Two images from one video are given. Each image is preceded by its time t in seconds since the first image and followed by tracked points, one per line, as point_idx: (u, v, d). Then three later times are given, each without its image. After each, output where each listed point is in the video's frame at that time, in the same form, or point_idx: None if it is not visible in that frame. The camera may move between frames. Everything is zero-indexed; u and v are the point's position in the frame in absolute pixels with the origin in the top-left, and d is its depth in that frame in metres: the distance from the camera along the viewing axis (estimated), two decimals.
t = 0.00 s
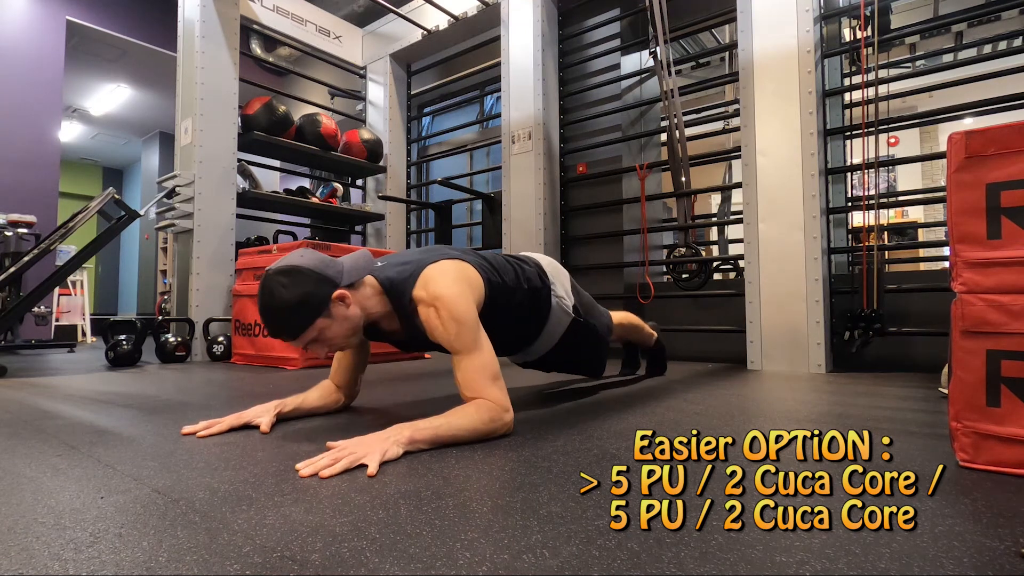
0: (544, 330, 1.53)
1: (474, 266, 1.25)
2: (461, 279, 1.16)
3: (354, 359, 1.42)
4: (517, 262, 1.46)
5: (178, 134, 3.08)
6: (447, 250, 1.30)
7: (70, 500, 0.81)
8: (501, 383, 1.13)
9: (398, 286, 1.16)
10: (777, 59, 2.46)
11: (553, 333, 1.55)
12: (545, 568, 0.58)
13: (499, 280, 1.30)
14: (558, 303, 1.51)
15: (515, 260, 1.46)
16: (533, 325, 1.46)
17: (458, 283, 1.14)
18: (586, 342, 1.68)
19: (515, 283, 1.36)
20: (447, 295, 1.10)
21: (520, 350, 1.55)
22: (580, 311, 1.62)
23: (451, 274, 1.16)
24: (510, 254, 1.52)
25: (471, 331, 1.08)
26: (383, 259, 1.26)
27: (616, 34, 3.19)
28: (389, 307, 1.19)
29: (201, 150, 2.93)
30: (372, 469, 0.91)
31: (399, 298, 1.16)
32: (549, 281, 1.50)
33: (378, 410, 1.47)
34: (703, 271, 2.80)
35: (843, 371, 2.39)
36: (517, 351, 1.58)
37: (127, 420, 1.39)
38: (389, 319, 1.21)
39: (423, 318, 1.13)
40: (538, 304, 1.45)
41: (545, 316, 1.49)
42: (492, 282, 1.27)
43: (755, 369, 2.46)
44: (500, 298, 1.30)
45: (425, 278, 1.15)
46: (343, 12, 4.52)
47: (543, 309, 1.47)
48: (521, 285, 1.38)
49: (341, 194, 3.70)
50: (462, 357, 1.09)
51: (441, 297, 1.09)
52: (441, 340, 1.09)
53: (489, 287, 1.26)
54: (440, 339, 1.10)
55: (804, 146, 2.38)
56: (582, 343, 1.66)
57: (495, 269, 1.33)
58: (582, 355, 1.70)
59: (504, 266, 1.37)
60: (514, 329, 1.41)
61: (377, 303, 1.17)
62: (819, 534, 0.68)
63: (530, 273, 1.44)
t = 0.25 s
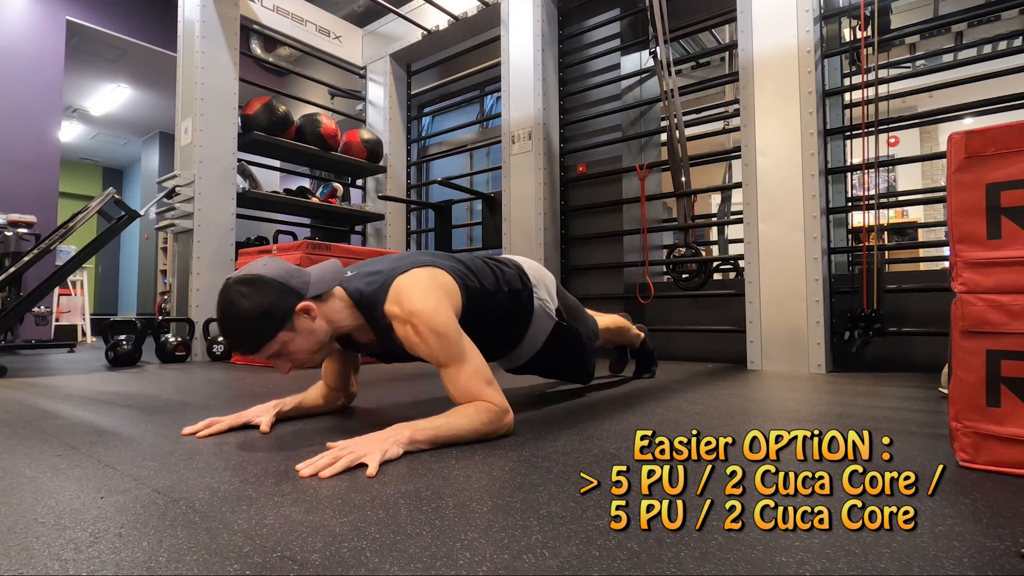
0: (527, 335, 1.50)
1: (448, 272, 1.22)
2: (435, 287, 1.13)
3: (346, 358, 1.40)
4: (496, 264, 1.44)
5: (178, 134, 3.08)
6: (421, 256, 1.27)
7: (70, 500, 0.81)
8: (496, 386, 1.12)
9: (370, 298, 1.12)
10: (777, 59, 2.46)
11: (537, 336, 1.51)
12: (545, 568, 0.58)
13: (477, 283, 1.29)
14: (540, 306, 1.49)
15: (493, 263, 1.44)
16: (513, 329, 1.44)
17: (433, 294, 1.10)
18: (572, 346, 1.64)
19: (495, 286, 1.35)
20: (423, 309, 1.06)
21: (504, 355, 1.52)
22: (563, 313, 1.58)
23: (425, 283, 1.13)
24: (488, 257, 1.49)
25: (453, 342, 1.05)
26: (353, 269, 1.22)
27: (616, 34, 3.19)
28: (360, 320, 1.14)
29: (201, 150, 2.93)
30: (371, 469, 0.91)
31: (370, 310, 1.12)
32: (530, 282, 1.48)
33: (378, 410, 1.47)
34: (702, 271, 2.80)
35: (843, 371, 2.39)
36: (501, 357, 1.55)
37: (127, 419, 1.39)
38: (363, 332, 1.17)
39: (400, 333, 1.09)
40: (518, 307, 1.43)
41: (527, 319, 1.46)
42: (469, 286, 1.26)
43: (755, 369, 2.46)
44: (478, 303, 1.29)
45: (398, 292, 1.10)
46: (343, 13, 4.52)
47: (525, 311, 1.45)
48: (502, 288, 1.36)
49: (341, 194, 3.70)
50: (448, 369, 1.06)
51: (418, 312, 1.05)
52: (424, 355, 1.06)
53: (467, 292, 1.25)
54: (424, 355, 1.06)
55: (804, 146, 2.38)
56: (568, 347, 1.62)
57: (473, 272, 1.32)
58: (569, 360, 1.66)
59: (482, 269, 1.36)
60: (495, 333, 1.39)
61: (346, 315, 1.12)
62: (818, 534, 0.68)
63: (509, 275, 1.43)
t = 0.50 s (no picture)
0: (512, 355, 1.48)
1: (424, 295, 1.20)
2: (413, 309, 1.11)
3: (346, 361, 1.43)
4: (479, 285, 1.42)
5: (178, 134, 3.08)
6: (398, 279, 1.24)
7: (69, 500, 0.81)
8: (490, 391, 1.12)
9: (343, 326, 1.09)
10: (777, 59, 2.46)
11: (523, 356, 1.49)
12: (545, 568, 0.58)
13: (457, 306, 1.28)
14: (528, 327, 1.46)
15: (477, 284, 1.42)
16: (497, 351, 1.42)
17: (410, 315, 1.08)
18: (559, 362, 1.62)
19: (477, 309, 1.33)
20: (400, 333, 1.02)
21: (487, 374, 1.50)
22: (552, 331, 1.56)
23: (401, 306, 1.10)
24: (472, 277, 1.47)
25: (436, 360, 1.03)
26: (327, 294, 1.19)
27: (616, 34, 3.19)
28: (333, 348, 1.12)
29: (201, 150, 2.93)
30: (372, 469, 0.91)
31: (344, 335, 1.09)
32: (514, 304, 1.45)
33: (377, 410, 1.47)
34: (702, 271, 2.81)
35: (843, 371, 2.39)
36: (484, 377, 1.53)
37: (127, 420, 1.39)
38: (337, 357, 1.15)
39: (376, 356, 1.06)
40: (502, 329, 1.41)
41: (511, 341, 1.44)
42: (449, 310, 1.24)
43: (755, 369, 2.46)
44: (459, 326, 1.27)
45: (374, 318, 1.07)
46: (343, 13, 4.52)
47: (510, 333, 1.43)
48: (485, 311, 1.35)
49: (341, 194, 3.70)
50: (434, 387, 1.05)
51: (394, 338, 1.02)
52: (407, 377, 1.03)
53: (446, 315, 1.23)
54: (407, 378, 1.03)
55: (804, 146, 2.38)
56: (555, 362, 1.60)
57: (453, 295, 1.30)
58: (557, 375, 1.64)
59: (464, 291, 1.34)
60: (476, 356, 1.37)
61: (317, 342, 1.09)
62: (818, 534, 0.68)
63: (493, 297, 1.41)
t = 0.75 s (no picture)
0: (520, 357, 1.49)
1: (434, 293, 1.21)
2: (421, 304, 1.13)
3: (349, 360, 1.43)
4: (488, 287, 1.42)
5: (178, 134, 3.08)
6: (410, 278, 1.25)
7: (69, 500, 0.81)
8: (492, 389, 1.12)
9: (355, 320, 1.10)
10: (777, 59, 2.46)
11: (530, 357, 1.50)
12: (545, 568, 0.58)
13: (467, 307, 1.28)
14: (534, 329, 1.47)
15: (485, 286, 1.42)
16: (506, 352, 1.42)
17: (417, 309, 1.10)
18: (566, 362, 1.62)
19: (487, 310, 1.33)
20: (407, 324, 1.05)
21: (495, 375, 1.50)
22: (558, 331, 1.56)
23: (409, 300, 1.12)
24: (481, 279, 1.48)
25: (442, 353, 1.05)
26: (341, 289, 1.20)
27: (616, 34, 3.19)
28: (346, 343, 1.12)
29: (201, 150, 2.93)
30: (371, 469, 0.91)
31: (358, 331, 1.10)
32: (522, 304, 1.46)
33: (377, 410, 1.47)
34: (702, 271, 2.81)
35: (843, 371, 2.39)
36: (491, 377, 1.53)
37: (127, 420, 1.39)
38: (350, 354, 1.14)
39: (383, 348, 1.08)
40: (512, 330, 1.41)
41: (519, 342, 1.45)
42: (459, 310, 1.25)
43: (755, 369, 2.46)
44: (468, 326, 1.27)
45: (383, 309, 1.10)
46: (343, 13, 4.52)
47: (517, 334, 1.43)
48: (493, 313, 1.35)
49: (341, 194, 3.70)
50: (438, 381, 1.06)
51: (401, 329, 1.04)
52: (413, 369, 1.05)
53: (456, 315, 1.23)
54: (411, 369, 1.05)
55: (804, 146, 2.38)
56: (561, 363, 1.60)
57: (463, 296, 1.30)
58: (563, 375, 1.64)
59: (473, 293, 1.34)
60: (485, 357, 1.37)
61: (331, 339, 1.09)
62: (818, 534, 0.68)
63: (502, 298, 1.41)
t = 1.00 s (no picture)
0: (541, 350, 1.53)
1: (463, 281, 1.27)
2: (451, 288, 1.20)
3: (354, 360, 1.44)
4: (513, 284, 1.46)
5: (178, 134, 3.08)
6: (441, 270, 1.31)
7: (70, 500, 0.81)
8: (500, 387, 1.13)
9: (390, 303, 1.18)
10: (777, 59, 2.46)
11: (551, 354, 1.55)
12: (545, 568, 0.58)
13: (496, 300, 1.32)
14: (556, 323, 1.52)
15: (511, 283, 1.46)
16: (530, 346, 1.46)
17: (447, 290, 1.18)
18: (582, 357, 1.68)
19: (513, 307, 1.37)
20: (434, 300, 1.13)
21: (516, 370, 1.55)
22: (576, 328, 1.62)
23: (439, 282, 1.20)
24: (506, 277, 1.51)
25: (460, 333, 1.11)
26: (375, 279, 1.26)
27: (616, 34, 3.19)
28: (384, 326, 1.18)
29: (201, 150, 2.93)
30: (371, 469, 0.91)
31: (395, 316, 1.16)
32: (545, 301, 1.51)
33: (378, 410, 1.47)
34: (702, 270, 2.81)
35: (843, 371, 2.39)
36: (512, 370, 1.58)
37: (127, 420, 1.39)
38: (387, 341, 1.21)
39: (411, 324, 1.15)
40: (535, 325, 1.45)
41: (542, 339, 1.49)
42: (488, 302, 1.29)
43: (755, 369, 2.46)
44: (497, 317, 1.31)
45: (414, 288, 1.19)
46: (343, 13, 4.52)
47: (541, 331, 1.48)
48: (519, 308, 1.38)
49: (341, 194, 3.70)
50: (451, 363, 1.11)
51: (428, 302, 1.13)
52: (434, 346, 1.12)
53: (484, 305, 1.28)
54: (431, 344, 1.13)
55: (804, 146, 2.38)
56: (577, 358, 1.65)
57: (492, 291, 1.34)
58: (579, 370, 1.69)
59: (501, 289, 1.37)
60: (510, 352, 1.41)
61: (371, 325, 1.16)
62: (818, 534, 0.68)
63: (526, 295, 1.45)
